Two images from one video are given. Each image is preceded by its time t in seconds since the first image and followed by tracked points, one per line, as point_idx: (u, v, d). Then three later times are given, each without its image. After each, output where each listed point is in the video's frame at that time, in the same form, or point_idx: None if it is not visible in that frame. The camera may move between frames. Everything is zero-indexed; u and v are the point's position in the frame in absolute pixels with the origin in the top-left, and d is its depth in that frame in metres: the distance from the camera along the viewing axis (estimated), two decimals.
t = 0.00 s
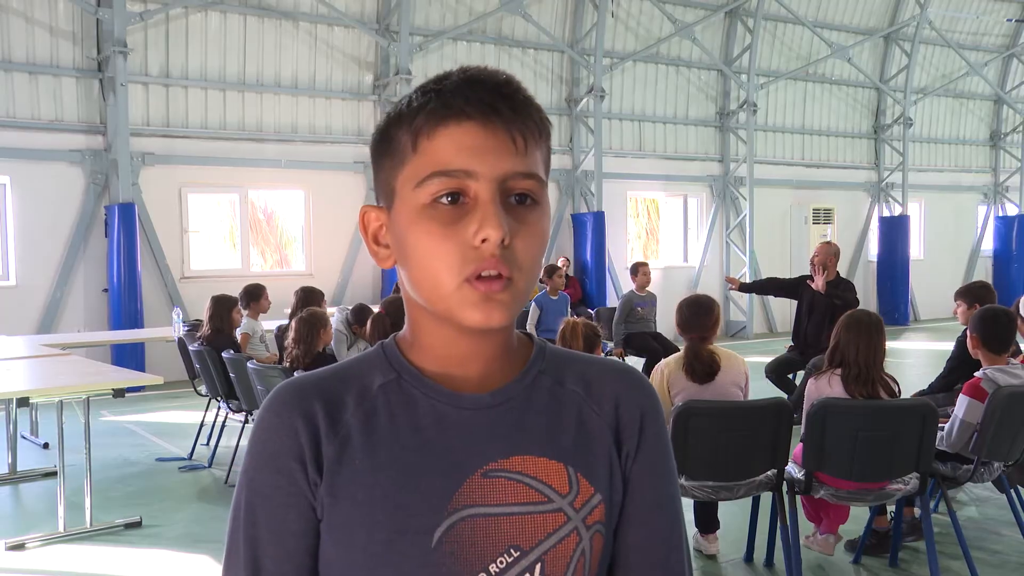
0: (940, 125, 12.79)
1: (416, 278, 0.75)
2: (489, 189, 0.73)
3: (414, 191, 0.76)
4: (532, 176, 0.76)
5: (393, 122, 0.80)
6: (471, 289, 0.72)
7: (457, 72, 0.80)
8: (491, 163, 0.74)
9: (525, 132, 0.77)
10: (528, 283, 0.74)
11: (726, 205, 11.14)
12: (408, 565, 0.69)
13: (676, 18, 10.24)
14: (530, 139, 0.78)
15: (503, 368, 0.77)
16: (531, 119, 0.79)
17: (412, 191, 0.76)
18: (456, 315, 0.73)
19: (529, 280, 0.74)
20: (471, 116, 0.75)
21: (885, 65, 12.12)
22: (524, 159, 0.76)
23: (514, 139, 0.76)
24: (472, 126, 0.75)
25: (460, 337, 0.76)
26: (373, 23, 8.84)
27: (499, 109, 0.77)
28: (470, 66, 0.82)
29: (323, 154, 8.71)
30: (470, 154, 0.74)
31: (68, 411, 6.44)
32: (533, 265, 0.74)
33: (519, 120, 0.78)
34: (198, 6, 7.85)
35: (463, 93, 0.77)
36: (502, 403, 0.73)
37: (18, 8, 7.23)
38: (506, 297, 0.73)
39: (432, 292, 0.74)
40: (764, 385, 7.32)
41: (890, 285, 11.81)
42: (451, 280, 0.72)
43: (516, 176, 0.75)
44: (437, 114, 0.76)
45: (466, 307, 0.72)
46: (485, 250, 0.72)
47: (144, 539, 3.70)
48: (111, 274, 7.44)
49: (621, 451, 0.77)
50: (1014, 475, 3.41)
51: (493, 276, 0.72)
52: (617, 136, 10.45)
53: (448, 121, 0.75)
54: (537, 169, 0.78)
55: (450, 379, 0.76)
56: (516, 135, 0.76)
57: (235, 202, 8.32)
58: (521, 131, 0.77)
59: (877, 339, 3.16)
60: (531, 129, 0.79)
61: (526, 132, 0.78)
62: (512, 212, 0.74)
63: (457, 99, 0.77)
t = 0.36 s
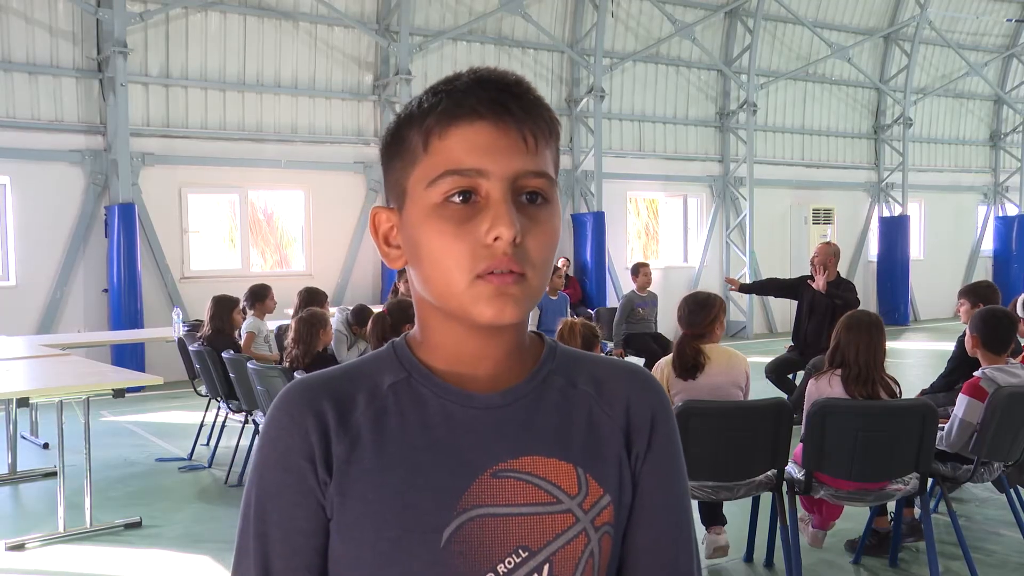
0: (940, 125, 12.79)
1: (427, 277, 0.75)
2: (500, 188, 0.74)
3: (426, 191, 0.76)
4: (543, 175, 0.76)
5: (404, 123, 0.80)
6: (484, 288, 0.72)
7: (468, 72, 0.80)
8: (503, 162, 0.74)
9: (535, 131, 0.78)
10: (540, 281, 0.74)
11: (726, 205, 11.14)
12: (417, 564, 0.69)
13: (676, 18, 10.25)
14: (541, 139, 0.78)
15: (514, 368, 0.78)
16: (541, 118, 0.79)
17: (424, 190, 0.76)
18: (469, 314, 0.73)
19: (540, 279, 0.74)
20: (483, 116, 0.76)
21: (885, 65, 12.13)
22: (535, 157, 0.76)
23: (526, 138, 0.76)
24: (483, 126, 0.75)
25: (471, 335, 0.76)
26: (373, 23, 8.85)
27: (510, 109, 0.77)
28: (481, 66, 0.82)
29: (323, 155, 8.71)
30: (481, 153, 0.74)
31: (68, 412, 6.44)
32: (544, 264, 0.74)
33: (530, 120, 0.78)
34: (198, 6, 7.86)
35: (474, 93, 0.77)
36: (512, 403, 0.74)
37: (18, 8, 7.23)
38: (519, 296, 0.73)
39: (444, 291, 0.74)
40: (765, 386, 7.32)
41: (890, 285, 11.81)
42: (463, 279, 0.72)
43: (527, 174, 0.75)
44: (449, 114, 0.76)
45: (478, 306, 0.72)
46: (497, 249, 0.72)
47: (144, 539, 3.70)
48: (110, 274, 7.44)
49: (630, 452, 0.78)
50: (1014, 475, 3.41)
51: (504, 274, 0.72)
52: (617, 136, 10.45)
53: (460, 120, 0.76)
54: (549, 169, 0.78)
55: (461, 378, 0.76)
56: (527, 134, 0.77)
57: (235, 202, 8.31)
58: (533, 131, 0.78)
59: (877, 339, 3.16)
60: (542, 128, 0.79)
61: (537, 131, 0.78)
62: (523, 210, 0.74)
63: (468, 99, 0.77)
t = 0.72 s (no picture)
0: (938, 125, 12.80)
1: (436, 273, 0.75)
2: (510, 183, 0.74)
3: (435, 188, 0.76)
4: (552, 171, 0.77)
5: (411, 123, 0.81)
6: (496, 284, 0.72)
7: (476, 72, 0.81)
8: (513, 159, 0.75)
9: (543, 129, 0.78)
10: (550, 276, 0.74)
11: (726, 206, 11.15)
12: (423, 567, 0.69)
13: (674, 19, 10.25)
14: (549, 136, 0.79)
15: (523, 368, 0.78)
16: (550, 116, 0.80)
17: (433, 188, 0.76)
18: (479, 309, 0.73)
19: (550, 274, 0.74)
20: (491, 113, 0.76)
21: (884, 65, 12.14)
22: (544, 153, 0.77)
23: (533, 133, 0.77)
24: (492, 122, 0.76)
25: (480, 335, 0.76)
26: (372, 23, 8.86)
27: (518, 105, 0.77)
28: (488, 66, 0.83)
29: (322, 155, 8.71)
30: (491, 150, 0.75)
31: (67, 412, 6.44)
32: (555, 259, 0.74)
33: (538, 115, 0.78)
34: (197, 7, 7.85)
35: (483, 90, 0.78)
36: (519, 406, 0.74)
37: (16, 8, 7.22)
38: (531, 289, 0.73)
39: (454, 287, 0.74)
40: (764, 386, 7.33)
41: (888, 285, 11.82)
42: (473, 275, 0.72)
43: (536, 171, 0.75)
44: (457, 112, 0.77)
45: (490, 300, 0.72)
46: (507, 242, 0.72)
47: (144, 539, 3.70)
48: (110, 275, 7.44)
49: (639, 457, 0.78)
50: (1012, 476, 3.41)
51: (515, 268, 0.72)
52: (616, 136, 10.44)
53: (468, 118, 0.76)
54: (557, 165, 0.79)
55: (469, 378, 0.77)
56: (536, 131, 0.77)
57: (234, 202, 8.31)
58: (541, 128, 0.78)
59: (876, 339, 3.16)
60: (550, 126, 0.79)
61: (545, 128, 0.78)
62: (533, 205, 0.74)
63: (477, 97, 0.77)
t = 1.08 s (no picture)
0: (937, 125, 12.80)
1: (442, 270, 0.75)
2: (516, 178, 0.74)
3: (440, 185, 0.76)
4: (557, 166, 0.77)
5: (415, 121, 0.81)
6: (502, 279, 0.72)
7: (480, 69, 0.81)
8: (519, 153, 0.75)
9: (549, 124, 0.78)
10: (557, 271, 0.74)
11: (724, 205, 11.15)
12: (428, 569, 0.69)
13: (673, 18, 10.24)
14: (554, 132, 0.79)
15: (530, 369, 0.78)
16: (554, 112, 0.80)
17: (438, 185, 0.76)
18: (486, 305, 0.73)
19: (557, 269, 0.74)
20: (495, 109, 0.76)
21: (882, 65, 12.15)
22: (549, 149, 0.77)
23: (538, 128, 0.77)
24: (497, 118, 0.76)
25: (485, 333, 0.76)
26: (371, 23, 8.85)
27: (524, 101, 0.78)
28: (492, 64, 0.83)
29: (320, 155, 8.70)
30: (496, 145, 0.75)
31: (65, 412, 6.44)
32: (561, 254, 0.74)
33: (543, 111, 0.78)
34: (196, 7, 7.85)
35: (487, 86, 0.78)
36: (525, 407, 0.74)
37: (14, 8, 7.21)
38: (538, 284, 0.73)
39: (460, 283, 0.73)
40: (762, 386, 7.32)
41: (887, 285, 11.81)
42: (479, 270, 0.72)
43: (542, 165, 0.75)
44: (461, 108, 0.77)
45: (496, 295, 0.72)
46: (514, 237, 0.72)
47: (142, 539, 3.70)
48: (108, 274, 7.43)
49: (646, 462, 0.78)
50: (1011, 475, 3.41)
51: (522, 263, 0.72)
52: (615, 136, 10.44)
53: (473, 113, 0.76)
54: (563, 161, 0.79)
55: (475, 379, 0.77)
56: (541, 127, 0.77)
57: (232, 202, 8.31)
58: (546, 124, 0.78)
59: (874, 338, 3.16)
60: (554, 122, 0.79)
61: (550, 124, 0.79)
62: (539, 201, 0.74)
63: (481, 92, 0.77)
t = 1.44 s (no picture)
0: (936, 125, 12.82)
1: (449, 271, 0.75)
2: (526, 181, 0.74)
3: (448, 186, 0.76)
4: (566, 170, 0.77)
5: (423, 119, 0.81)
6: (511, 282, 0.72)
7: (489, 69, 0.81)
8: (530, 155, 0.75)
9: (557, 127, 0.79)
10: (565, 274, 0.74)
11: (723, 205, 11.15)
12: (429, 569, 0.69)
13: (671, 18, 10.25)
14: (562, 135, 0.79)
15: (533, 369, 0.78)
16: (563, 114, 0.80)
17: (445, 186, 0.76)
18: (495, 307, 0.73)
19: (565, 272, 0.74)
20: (506, 110, 0.77)
21: (881, 65, 12.16)
22: (558, 151, 0.77)
23: (548, 131, 0.77)
24: (507, 120, 0.76)
25: (491, 334, 0.76)
26: (370, 23, 8.85)
27: (534, 104, 0.78)
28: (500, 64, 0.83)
29: (319, 155, 8.70)
30: (506, 147, 0.75)
31: (64, 412, 6.44)
32: (570, 257, 0.74)
33: (553, 113, 0.79)
34: (194, 7, 7.84)
35: (497, 87, 0.78)
36: (528, 408, 0.74)
37: (13, 8, 7.21)
38: (547, 288, 0.73)
39: (468, 284, 0.74)
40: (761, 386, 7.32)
41: (885, 285, 11.81)
42: (488, 272, 0.72)
43: (551, 168, 0.76)
44: (470, 109, 0.77)
45: (505, 298, 0.72)
46: (524, 240, 0.72)
47: (140, 540, 3.70)
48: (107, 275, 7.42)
49: (647, 463, 0.78)
50: (1010, 475, 3.41)
51: (531, 266, 0.72)
52: (614, 137, 10.45)
53: (483, 116, 0.76)
54: (571, 164, 0.79)
55: (480, 380, 0.77)
56: (550, 129, 0.78)
57: (231, 202, 8.31)
58: (555, 127, 0.79)
59: (872, 338, 3.17)
60: (563, 124, 0.80)
61: (558, 127, 0.79)
62: (548, 204, 0.75)
63: (491, 93, 0.78)
